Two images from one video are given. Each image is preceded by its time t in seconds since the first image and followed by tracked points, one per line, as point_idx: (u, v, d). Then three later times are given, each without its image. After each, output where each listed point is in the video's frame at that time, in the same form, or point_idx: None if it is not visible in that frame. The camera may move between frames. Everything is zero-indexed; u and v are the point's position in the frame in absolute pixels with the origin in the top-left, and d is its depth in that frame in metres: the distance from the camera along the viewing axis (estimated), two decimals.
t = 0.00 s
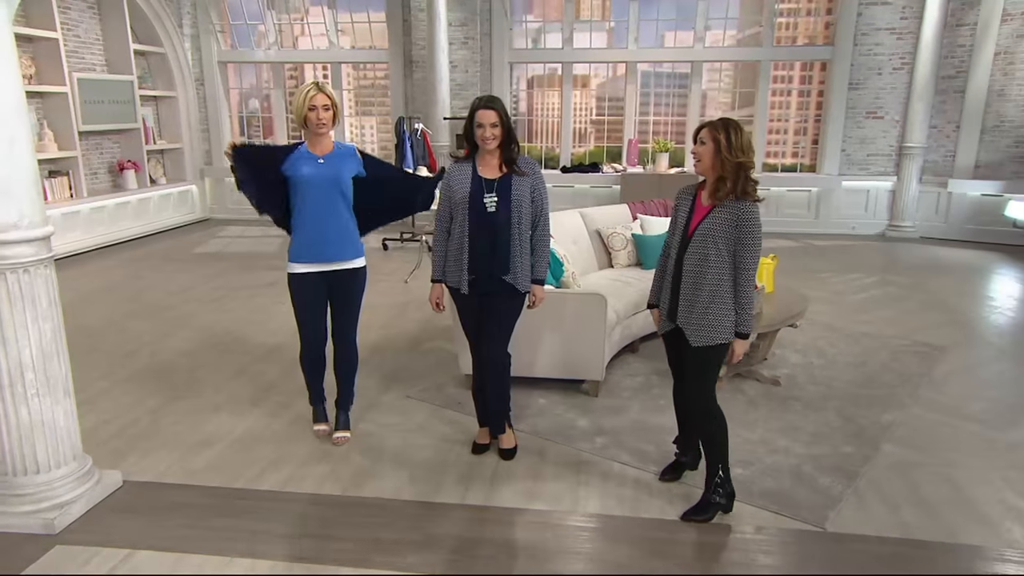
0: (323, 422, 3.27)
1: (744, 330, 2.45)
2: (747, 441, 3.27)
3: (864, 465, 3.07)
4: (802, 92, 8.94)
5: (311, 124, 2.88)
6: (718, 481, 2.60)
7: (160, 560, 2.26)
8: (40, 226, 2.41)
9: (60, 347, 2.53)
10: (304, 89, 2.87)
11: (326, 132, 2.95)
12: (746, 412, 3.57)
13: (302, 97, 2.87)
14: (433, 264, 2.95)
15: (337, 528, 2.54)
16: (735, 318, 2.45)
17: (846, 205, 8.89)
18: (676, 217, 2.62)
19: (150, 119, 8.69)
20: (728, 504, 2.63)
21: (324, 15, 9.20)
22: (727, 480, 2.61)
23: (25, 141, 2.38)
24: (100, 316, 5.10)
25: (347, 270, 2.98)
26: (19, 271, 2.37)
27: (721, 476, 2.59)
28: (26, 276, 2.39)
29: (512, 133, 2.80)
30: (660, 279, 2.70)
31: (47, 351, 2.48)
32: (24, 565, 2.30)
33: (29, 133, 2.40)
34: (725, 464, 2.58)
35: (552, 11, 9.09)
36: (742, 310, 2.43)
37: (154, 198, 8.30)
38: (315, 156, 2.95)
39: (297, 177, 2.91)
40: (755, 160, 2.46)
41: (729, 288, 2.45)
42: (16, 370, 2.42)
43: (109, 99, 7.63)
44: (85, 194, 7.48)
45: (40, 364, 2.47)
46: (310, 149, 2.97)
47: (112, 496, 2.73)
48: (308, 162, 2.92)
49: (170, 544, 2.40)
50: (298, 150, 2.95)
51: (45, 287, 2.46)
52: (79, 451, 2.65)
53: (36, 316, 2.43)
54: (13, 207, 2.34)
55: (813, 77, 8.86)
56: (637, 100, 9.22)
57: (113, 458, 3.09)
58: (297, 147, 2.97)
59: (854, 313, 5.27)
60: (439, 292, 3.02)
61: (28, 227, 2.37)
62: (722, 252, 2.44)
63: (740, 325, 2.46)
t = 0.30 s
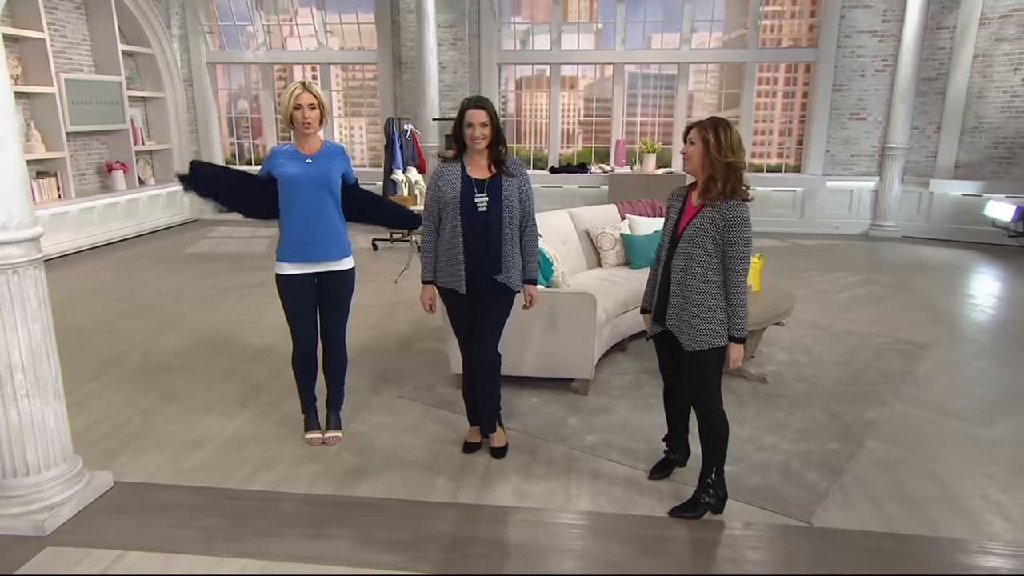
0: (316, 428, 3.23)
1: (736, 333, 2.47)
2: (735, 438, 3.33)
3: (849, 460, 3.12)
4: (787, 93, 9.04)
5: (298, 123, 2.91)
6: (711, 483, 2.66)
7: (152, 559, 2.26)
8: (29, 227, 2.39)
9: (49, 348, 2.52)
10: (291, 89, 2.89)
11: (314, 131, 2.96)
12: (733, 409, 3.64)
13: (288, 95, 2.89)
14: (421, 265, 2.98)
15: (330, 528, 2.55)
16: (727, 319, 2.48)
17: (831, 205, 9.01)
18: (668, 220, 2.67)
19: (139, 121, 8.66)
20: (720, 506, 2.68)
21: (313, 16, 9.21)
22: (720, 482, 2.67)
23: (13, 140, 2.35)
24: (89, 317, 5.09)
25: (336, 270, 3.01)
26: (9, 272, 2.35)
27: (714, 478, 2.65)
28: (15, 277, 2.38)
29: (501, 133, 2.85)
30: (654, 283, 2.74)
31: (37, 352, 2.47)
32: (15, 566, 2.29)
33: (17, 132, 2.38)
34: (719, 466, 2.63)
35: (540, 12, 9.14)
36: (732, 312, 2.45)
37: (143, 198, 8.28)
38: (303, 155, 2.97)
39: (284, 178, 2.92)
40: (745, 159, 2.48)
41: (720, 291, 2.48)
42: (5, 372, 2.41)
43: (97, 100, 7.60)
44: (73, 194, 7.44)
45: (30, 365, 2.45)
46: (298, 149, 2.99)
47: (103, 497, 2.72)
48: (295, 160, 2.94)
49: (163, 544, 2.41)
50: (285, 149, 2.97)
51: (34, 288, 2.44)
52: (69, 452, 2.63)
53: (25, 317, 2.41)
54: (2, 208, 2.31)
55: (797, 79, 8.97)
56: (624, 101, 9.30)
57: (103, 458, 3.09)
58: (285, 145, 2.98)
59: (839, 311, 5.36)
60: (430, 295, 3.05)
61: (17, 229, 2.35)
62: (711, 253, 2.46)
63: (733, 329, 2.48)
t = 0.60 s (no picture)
0: (309, 429, 3.24)
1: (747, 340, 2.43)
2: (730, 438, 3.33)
3: (843, 459, 3.13)
4: (780, 93, 9.07)
5: (290, 127, 2.90)
6: (708, 485, 2.66)
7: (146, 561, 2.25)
8: (21, 228, 2.38)
9: (41, 348, 2.51)
10: (285, 92, 2.88)
11: (306, 136, 2.95)
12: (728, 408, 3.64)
13: (281, 98, 2.88)
14: (416, 265, 2.99)
15: (324, 529, 2.55)
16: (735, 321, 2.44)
17: (825, 205, 9.03)
18: (669, 223, 2.62)
19: (132, 121, 8.64)
20: (715, 506, 2.69)
21: (307, 17, 9.19)
22: (717, 484, 2.67)
23: (4, 140, 2.35)
24: (82, 318, 5.07)
25: (327, 275, 3.01)
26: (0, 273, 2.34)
27: (712, 480, 2.65)
28: (7, 278, 2.37)
29: (493, 134, 2.85)
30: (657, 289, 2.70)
31: (29, 352, 2.46)
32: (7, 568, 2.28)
33: (8, 132, 2.37)
34: (717, 470, 2.63)
35: (534, 13, 9.14)
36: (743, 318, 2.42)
37: (136, 199, 8.25)
38: (295, 161, 2.96)
39: (278, 186, 2.92)
40: (746, 159, 2.46)
41: (729, 296, 2.44)
42: None
43: (89, 100, 7.57)
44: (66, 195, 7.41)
45: (22, 366, 2.44)
46: (289, 153, 2.96)
47: (96, 499, 2.71)
48: (287, 167, 2.93)
49: (156, 546, 2.40)
50: (278, 153, 2.96)
51: (26, 289, 2.43)
52: (61, 454, 2.62)
53: (16, 318, 2.40)
54: None
55: (791, 79, 9.00)
56: (618, 101, 9.31)
57: (96, 460, 3.07)
58: (277, 150, 2.96)
59: (833, 311, 5.38)
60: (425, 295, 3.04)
61: (8, 230, 2.34)
62: (720, 256, 2.43)
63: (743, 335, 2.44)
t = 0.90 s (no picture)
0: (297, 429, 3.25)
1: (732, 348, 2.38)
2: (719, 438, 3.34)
3: (831, 460, 3.14)
4: (773, 93, 9.08)
5: (276, 141, 2.90)
6: (695, 486, 2.66)
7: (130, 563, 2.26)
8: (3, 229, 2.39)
9: (25, 350, 2.51)
10: (269, 106, 2.88)
11: (292, 149, 2.96)
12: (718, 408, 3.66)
13: (267, 112, 2.88)
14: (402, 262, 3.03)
15: (310, 531, 2.55)
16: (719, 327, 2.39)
17: (818, 204, 9.04)
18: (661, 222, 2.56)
19: (125, 121, 8.63)
20: (702, 507, 2.70)
21: (300, 17, 9.19)
22: (704, 485, 2.67)
23: None
24: (72, 319, 5.07)
25: (314, 286, 3.02)
26: None
27: (699, 482, 2.65)
28: None
29: (478, 134, 2.86)
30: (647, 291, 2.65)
31: (12, 353, 2.46)
32: None
33: None
34: (704, 472, 2.62)
35: (528, 13, 9.14)
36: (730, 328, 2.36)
37: (129, 199, 8.24)
38: (282, 174, 2.96)
39: (267, 200, 2.93)
40: (740, 161, 2.42)
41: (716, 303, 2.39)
42: None
43: (81, 101, 7.56)
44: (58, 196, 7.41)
45: (5, 368, 2.44)
46: (276, 167, 2.97)
47: (81, 501, 2.71)
48: (274, 180, 2.94)
49: (140, 549, 2.40)
50: (263, 168, 2.96)
51: (9, 290, 2.43)
52: (46, 456, 2.63)
53: None
54: None
55: (784, 80, 9.01)
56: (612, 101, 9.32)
57: (82, 461, 3.08)
58: (263, 163, 2.96)
59: (824, 311, 5.39)
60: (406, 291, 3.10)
61: None
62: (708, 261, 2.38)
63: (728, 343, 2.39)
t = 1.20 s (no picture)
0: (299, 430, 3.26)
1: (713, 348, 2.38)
2: (722, 441, 3.32)
3: (834, 463, 3.11)
4: (785, 93, 9.01)
5: (279, 141, 2.92)
6: (693, 489, 2.67)
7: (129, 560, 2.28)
8: (9, 229, 2.42)
9: (30, 349, 2.55)
10: (273, 106, 2.92)
11: (295, 149, 2.98)
12: (721, 411, 3.64)
13: (270, 113, 2.91)
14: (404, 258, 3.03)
15: (310, 530, 2.57)
16: (711, 327, 2.38)
17: (829, 205, 8.95)
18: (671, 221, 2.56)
19: (137, 122, 8.73)
20: (701, 510, 2.69)
21: (311, 18, 9.24)
22: (702, 488, 2.68)
23: None
24: (83, 318, 5.14)
25: (317, 286, 3.02)
26: None
27: (697, 485, 2.66)
28: None
29: (481, 131, 2.86)
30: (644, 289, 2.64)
31: (16, 352, 2.49)
32: None
33: None
34: (701, 475, 2.63)
35: (538, 14, 9.14)
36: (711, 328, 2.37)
37: (141, 199, 8.33)
38: (284, 175, 2.99)
39: (270, 203, 2.96)
40: (756, 166, 2.39)
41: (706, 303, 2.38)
42: None
43: (94, 101, 7.65)
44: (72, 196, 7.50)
45: (10, 366, 2.48)
46: (278, 169, 2.99)
47: (85, 498, 2.75)
48: (277, 181, 2.96)
49: (140, 547, 2.43)
50: (266, 169, 2.99)
51: (14, 289, 2.47)
52: (50, 454, 2.66)
53: (4, 318, 2.44)
54: None
55: (796, 79, 8.94)
56: (622, 101, 9.29)
57: (88, 458, 3.12)
58: (265, 166, 2.99)
59: (834, 313, 5.34)
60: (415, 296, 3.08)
61: None
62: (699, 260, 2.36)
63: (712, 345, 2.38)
